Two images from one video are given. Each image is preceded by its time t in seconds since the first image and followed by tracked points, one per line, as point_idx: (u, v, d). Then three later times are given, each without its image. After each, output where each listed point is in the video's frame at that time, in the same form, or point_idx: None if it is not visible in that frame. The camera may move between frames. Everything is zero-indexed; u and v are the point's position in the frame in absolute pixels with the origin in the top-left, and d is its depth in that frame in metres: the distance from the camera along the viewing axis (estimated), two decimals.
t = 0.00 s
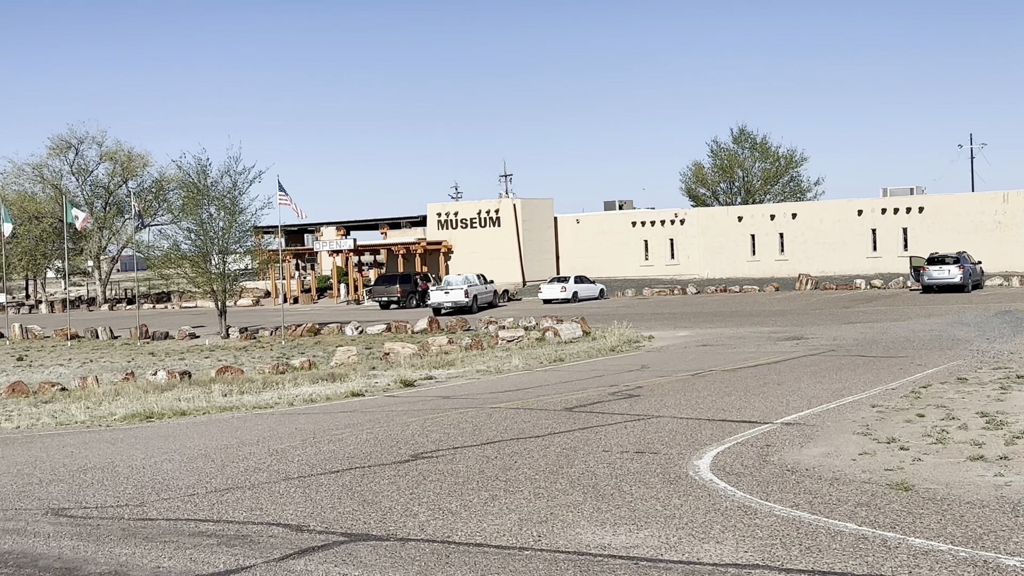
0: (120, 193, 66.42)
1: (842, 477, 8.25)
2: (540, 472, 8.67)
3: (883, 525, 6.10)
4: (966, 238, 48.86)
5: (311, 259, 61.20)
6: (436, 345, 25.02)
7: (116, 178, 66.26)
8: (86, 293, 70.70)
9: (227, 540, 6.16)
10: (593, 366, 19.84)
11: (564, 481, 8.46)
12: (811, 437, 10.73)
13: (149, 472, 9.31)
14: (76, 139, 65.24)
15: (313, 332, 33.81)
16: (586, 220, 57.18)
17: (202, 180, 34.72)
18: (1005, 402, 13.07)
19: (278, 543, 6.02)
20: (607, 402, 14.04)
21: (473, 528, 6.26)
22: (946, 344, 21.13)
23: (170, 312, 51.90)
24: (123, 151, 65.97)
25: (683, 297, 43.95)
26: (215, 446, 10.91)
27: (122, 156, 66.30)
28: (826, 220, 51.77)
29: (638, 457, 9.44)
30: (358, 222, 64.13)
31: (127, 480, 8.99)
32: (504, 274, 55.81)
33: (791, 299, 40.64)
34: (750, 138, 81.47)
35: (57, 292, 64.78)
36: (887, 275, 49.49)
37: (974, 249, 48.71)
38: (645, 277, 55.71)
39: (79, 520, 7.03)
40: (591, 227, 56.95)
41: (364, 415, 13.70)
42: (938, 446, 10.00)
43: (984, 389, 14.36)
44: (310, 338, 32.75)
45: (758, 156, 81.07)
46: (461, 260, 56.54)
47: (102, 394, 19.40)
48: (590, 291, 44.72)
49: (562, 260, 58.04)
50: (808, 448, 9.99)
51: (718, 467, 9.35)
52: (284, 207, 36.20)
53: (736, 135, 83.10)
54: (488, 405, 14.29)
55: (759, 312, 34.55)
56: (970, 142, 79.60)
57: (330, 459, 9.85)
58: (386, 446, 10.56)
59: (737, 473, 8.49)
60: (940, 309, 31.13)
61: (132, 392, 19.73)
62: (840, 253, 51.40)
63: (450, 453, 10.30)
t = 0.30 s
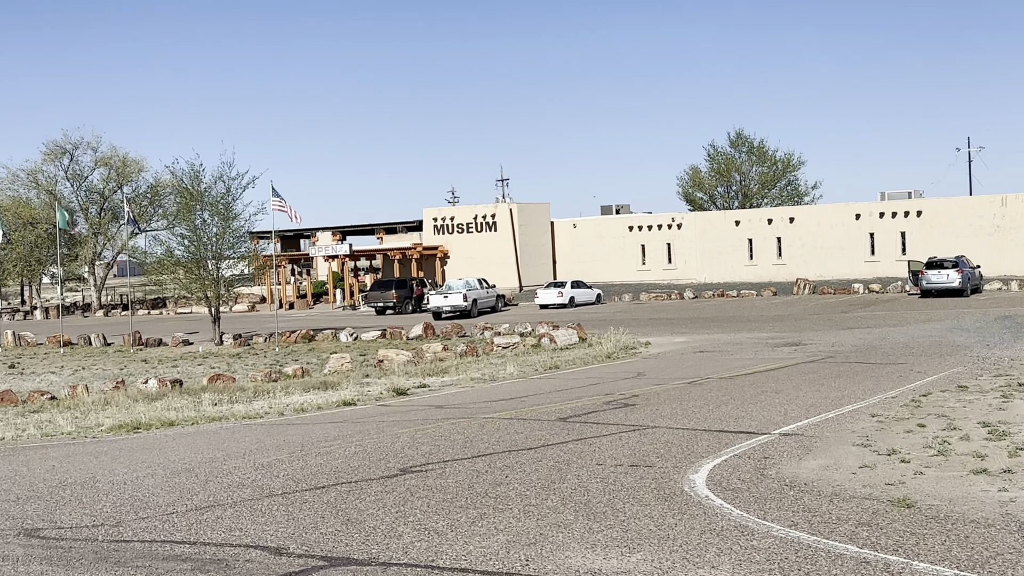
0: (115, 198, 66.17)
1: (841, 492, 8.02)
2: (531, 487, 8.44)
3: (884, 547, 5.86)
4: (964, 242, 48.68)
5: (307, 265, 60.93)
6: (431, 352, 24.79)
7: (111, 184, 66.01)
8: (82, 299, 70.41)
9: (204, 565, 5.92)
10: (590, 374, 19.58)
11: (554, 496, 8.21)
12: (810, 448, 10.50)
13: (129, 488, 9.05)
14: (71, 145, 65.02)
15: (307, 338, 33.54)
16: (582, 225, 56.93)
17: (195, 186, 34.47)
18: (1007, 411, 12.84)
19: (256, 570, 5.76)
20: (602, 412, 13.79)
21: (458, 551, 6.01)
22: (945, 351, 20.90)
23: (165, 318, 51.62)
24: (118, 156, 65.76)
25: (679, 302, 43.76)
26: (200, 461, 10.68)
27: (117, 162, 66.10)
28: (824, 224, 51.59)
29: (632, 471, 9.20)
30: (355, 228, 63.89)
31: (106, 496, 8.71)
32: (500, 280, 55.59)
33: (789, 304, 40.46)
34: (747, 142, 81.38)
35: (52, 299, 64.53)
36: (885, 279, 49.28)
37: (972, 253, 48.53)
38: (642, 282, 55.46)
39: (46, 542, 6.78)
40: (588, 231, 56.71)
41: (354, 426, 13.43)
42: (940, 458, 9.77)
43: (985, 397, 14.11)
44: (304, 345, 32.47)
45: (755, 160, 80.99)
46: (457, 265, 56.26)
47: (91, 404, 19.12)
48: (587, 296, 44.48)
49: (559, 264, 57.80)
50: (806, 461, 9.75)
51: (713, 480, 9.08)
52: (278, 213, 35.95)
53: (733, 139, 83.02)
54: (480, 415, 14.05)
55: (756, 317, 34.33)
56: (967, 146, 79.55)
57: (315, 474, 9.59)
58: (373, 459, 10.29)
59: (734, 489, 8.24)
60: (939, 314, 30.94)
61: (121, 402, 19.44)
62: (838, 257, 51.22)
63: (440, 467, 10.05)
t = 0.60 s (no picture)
0: (110, 199, 65.87)
1: (843, 497, 7.81)
2: (524, 492, 8.21)
3: (890, 556, 5.64)
4: (961, 241, 48.51)
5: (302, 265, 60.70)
6: (425, 353, 24.58)
7: (105, 185, 65.73)
8: (77, 301, 70.13)
9: None
10: (587, 375, 19.36)
11: (548, 503, 7.98)
12: (810, 452, 10.28)
13: (111, 495, 8.81)
14: (65, 145, 64.76)
15: (301, 340, 33.29)
16: (578, 225, 56.74)
17: (189, 187, 34.20)
18: (1009, 412, 12.62)
19: None
20: (598, 415, 13.56)
21: (447, 562, 5.78)
22: (943, 351, 20.70)
23: (159, 320, 51.34)
24: (113, 157, 65.49)
25: (676, 302, 43.59)
26: (187, 466, 10.44)
27: (111, 163, 65.82)
28: (820, 224, 51.41)
29: (628, 475, 8.98)
30: (350, 228, 63.68)
31: (89, 503, 8.47)
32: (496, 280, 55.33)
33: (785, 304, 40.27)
34: (743, 142, 81.28)
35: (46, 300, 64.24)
36: (882, 279, 49.13)
37: (969, 253, 48.36)
38: (638, 282, 55.26)
39: (21, 552, 6.56)
40: (584, 232, 56.52)
41: (345, 429, 13.19)
42: (942, 462, 9.56)
43: (986, 398, 13.89)
44: (298, 346, 32.20)
45: (751, 160, 80.88)
46: (453, 266, 56.02)
47: (81, 406, 18.85)
48: (583, 297, 44.27)
49: (555, 265, 57.59)
50: (806, 465, 9.53)
51: (711, 484, 8.85)
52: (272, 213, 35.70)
53: (729, 139, 82.91)
54: (474, 417, 13.82)
55: (752, 318, 34.12)
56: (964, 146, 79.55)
57: (305, 478, 9.36)
58: (363, 464, 10.05)
59: (732, 494, 8.02)
60: (937, 314, 30.76)
61: (110, 405, 19.16)
62: (834, 257, 51.05)
63: (431, 471, 9.82)
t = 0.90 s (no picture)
0: (102, 198, 65.52)
1: (843, 508, 7.58)
2: (515, 503, 7.98)
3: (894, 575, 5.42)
4: (957, 240, 48.35)
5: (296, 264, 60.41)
6: (418, 354, 24.34)
7: (97, 184, 65.37)
8: (70, 300, 69.79)
9: None
10: (581, 378, 19.14)
11: (540, 514, 7.74)
12: (808, 458, 10.06)
13: (90, 505, 8.55)
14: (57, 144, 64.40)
15: (293, 340, 33.02)
16: (573, 224, 56.51)
17: (180, 186, 33.89)
18: (1009, 417, 12.41)
19: None
20: (592, 419, 13.31)
21: None
22: (941, 353, 20.49)
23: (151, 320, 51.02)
24: (105, 156, 65.14)
25: (671, 302, 43.39)
26: (170, 474, 10.18)
27: (104, 161, 65.46)
28: (816, 224, 51.23)
29: (622, 484, 8.75)
30: (344, 227, 63.39)
31: (66, 515, 8.22)
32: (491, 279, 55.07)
33: (781, 303, 40.09)
34: (739, 141, 81.08)
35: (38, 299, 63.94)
36: (878, 279, 48.96)
37: (965, 252, 48.22)
38: (634, 282, 55.05)
39: None
40: (579, 231, 56.29)
41: (334, 434, 12.94)
42: (943, 469, 9.34)
43: (986, 402, 13.68)
44: (290, 347, 31.91)
45: (746, 159, 80.68)
46: (447, 265, 55.77)
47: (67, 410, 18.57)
48: (578, 296, 44.06)
49: (550, 264, 57.36)
50: (804, 472, 9.31)
51: (707, 493, 8.62)
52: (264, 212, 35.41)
53: (725, 137, 82.71)
54: (465, 421, 13.57)
55: (748, 318, 33.90)
56: (960, 145, 79.43)
57: (291, 488, 9.11)
58: (351, 472, 9.81)
59: (728, 505, 7.79)
60: (934, 314, 30.57)
61: (98, 408, 18.87)
62: (830, 256, 50.89)
63: (420, 480, 9.58)
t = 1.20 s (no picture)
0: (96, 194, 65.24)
1: (839, 510, 7.33)
2: (502, 505, 7.71)
3: None
4: (954, 236, 48.16)
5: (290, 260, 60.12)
6: (410, 350, 24.08)
7: (91, 179, 65.08)
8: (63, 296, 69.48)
9: None
10: (574, 374, 18.90)
11: (526, 515, 7.48)
12: (804, 457, 9.80)
13: (63, 506, 8.28)
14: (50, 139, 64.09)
15: (285, 336, 32.74)
16: (568, 220, 56.25)
17: (172, 181, 33.55)
18: (1009, 414, 12.16)
19: None
20: (583, 417, 13.06)
21: None
22: (939, 349, 20.24)
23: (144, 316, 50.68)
24: (99, 151, 64.84)
25: (667, 298, 43.16)
26: (150, 474, 9.89)
27: (97, 157, 65.18)
28: (812, 219, 51.01)
29: (612, 485, 8.49)
30: (339, 223, 63.09)
31: (39, 517, 7.93)
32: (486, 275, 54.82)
33: (777, 299, 39.84)
34: (735, 137, 80.81)
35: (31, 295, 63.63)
36: (874, 275, 48.75)
37: (962, 248, 48.02)
38: (629, 277, 54.81)
39: None
40: (575, 226, 56.04)
41: (321, 432, 12.67)
42: (942, 469, 9.10)
43: (985, 399, 13.43)
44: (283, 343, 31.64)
45: (742, 154, 80.42)
46: (442, 261, 55.50)
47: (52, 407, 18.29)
48: (573, 292, 43.81)
49: (545, 260, 57.10)
50: (800, 472, 9.06)
51: (699, 493, 8.36)
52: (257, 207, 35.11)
53: (721, 133, 82.43)
54: (454, 419, 13.32)
55: (744, 314, 33.68)
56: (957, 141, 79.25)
57: (272, 488, 8.83)
58: (335, 472, 9.54)
59: (722, 506, 7.53)
60: (931, 310, 30.37)
61: (84, 405, 18.59)
62: (827, 252, 50.69)
63: (406, 480, 9.31)
